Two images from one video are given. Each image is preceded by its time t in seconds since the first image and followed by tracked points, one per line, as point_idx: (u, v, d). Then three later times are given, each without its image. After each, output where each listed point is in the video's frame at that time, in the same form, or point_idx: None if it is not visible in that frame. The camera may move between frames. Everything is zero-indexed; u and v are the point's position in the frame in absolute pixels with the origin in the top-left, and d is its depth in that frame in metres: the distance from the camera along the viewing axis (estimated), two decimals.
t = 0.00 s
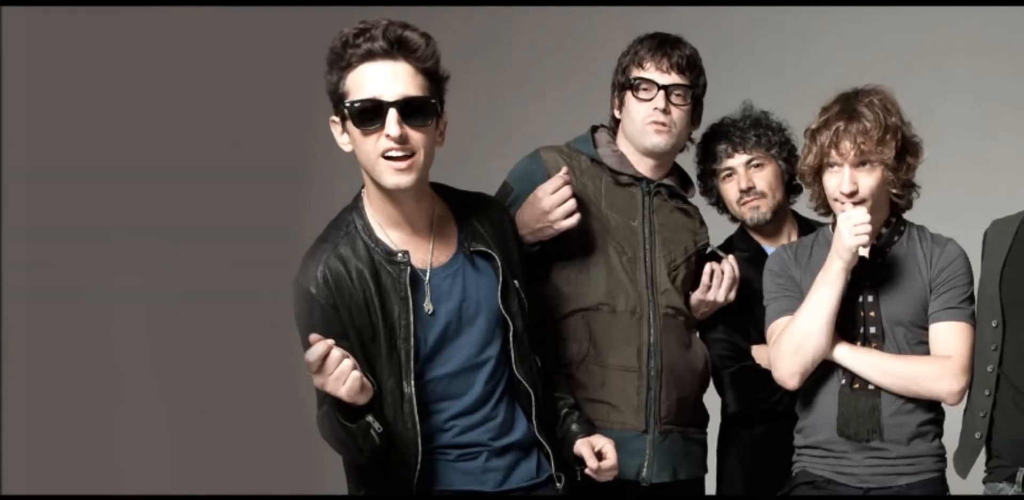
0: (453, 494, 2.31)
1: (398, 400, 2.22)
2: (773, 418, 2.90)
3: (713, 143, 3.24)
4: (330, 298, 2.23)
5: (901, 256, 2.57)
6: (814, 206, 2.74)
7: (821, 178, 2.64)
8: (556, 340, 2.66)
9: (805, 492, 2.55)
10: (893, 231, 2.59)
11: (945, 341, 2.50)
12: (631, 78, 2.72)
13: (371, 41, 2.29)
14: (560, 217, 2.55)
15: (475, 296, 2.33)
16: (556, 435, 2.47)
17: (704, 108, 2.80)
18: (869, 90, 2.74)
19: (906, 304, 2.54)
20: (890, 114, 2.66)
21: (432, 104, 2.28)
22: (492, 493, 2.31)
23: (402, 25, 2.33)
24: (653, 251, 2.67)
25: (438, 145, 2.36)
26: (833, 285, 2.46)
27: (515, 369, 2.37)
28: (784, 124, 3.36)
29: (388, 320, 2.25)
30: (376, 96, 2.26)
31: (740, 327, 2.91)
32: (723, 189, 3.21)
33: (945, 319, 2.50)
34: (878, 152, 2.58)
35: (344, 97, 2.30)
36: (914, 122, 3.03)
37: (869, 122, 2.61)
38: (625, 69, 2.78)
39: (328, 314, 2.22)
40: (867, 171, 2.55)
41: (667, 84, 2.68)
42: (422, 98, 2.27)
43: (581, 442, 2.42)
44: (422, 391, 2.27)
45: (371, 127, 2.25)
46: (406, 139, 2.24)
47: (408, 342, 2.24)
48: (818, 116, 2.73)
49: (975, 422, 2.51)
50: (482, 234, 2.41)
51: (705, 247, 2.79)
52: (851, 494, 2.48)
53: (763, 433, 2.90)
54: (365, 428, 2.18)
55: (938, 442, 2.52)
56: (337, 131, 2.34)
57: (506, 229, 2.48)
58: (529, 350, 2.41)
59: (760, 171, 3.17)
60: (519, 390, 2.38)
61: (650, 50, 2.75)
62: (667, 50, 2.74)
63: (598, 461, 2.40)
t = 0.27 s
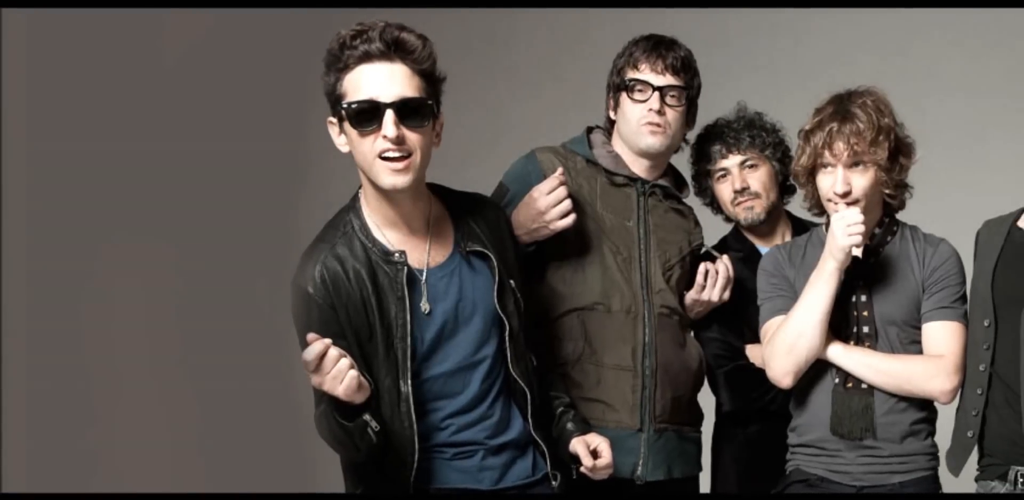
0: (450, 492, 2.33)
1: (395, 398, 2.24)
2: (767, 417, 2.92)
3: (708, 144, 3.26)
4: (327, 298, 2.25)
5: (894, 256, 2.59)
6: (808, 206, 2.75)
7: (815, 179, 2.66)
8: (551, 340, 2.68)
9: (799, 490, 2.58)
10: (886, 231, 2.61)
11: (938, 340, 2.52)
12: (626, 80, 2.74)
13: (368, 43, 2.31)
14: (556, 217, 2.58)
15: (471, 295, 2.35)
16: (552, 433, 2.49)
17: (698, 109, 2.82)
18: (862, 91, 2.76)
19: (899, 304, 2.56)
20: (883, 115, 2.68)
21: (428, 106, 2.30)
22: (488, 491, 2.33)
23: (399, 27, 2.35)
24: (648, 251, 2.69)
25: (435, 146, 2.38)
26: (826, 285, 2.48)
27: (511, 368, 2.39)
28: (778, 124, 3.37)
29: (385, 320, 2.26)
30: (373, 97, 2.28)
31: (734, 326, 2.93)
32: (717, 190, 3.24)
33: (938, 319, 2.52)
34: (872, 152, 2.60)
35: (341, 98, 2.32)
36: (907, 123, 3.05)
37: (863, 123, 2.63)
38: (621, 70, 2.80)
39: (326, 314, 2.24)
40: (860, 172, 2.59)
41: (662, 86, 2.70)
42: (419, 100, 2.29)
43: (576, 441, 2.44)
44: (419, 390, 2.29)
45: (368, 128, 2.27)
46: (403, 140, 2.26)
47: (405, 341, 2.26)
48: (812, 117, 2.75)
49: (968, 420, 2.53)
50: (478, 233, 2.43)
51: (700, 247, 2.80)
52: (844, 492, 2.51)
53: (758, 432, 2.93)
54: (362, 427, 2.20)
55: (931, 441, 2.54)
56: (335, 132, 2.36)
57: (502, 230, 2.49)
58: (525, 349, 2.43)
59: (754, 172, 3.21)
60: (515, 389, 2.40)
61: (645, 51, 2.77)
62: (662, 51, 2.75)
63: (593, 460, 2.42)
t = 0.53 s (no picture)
0: (446, 490, 2.35)
1: (392, 397, 2.26)
2: (761, 416, 2.94)
3: (702, 144, 3.28)
4: (325, 298, 2.27)
5: (887, 256, 2.62)
6: (801, 206, 2.78)
7: (808, 180, 2.68)
8: (547, 339, 2.70)
9: (793, 488, 2.59)
10: (879, 231, 2.63)
11: (931, 339, 2.54)
12: (621, 81, 2.76)
13: (365, 45, 2.33)
14: (552, 217, 2.60)
15: (468, 295, 2.37)
16: (548, 432, 2.51)
17: (693, 111, 2.85)
18: (855, 92, 2.79)
19: (892, 304, 2.58)
20: (876, 116, 2.70)
21: (425, 107, 2.32)
22: (485, 489, 2.36)
23: (396, 28, 2.36)
24: (643, 251, 2.71)
25: (431, 147, 2.40)
26: (820, 284, 2.51)
27: (507, 368, 2.41)
28: (773, 126, 3.39)
29: (382, 319, 2.28)
30: (371, 98, 2.30)
31: (728, 325, 2.95)
32: (712, 190, 3.25)
33: (931, 318, 2.54)
34: (865, 153, 2.62)
35: (338, 99, 2.34)
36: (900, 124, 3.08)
37: (856, 124, 2.66)
38: (616, 72, 2.82)
39: (323, 313, 2.26)
40: (854, 172, 2.60)
41: (657, 87, 2.72)
42: (416, 101, 2.31)
43: (572, 440, 2.46)
44: (416, 389, 2.31)
45: (365, 129, 2.29)
46: (400, 141, 2.28)
47: (402, 340, 2.28)
48: (805, 118, 2.77)
49: (960, 419, 2.55)
50: (475, 233, 2.45)
51: (694, 247, 2.83)
52: (837, 491, 2.53)
53: (752, 431, 2.94)
54: (359, 425, 2.22)
55: (924, 439, 2.56)
56: (332, 133, 2.38)
57: (498, 230, 2.51)
58: (521, 348, 2.45)
59: (749, 173, 3.21)
60: (511, 387, 2.42)
61: (640, 53, 2.79)
62: (657, 53, 2.78)
63: (589, 458, 2.44)
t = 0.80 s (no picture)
0: (442, 488, 2.37)
1: (389, 396, 2.28)
2: (755, 415, 2.96)
3: (697, 145, 3.29)
4: (322, 297, 2.29)
5: (880, 256, 2.64)
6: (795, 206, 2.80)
7: (802, 181, 2.70)
8: (543, 339, 2.72)
9: (786, 486, 2.61)
10: (872, 231, 2.65)
11: (924, 339, 2.57)
12: (617, 82, 2.78)
13: (362, 46, 2.35)
14: (547, 218, 2.62)
15: (464, 294, 2.39)
16: (544, 431, 2.53)
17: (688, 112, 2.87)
18: (849, 93, 2.81)
19: (885, 303, 2.61)
20: (869, 117, 2.72)
21: (421, 108, 2.34)
22: (481, 488, 2.37)
23: (392, 30, 2.38)
24: (638, 251, 2.73)
25: (428, 148, 2.42)
26: (814, 284, 2.53)
27: (503, 366, 2.43)
28: (766, 126, 3.40)
29: (379, 319, 2.30)
30: (368, 99, 2.32)
31: (722, 325, 2.97)
32: (706, 190, 3.27)
33: (925, 317, 2.57)
34: (859, 154, 2.65)
35: (336, 100, 2.35)
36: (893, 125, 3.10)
37: (849, 125, 2.68)
38: (611, 73, 2.84)
39: (320, 312, 2.28)
40: (848, 173, 2.63)
41: (652, 88, 2.74)
42: (412, 102, 2.33)
43: (567, 438, 2.48)
44: (412, 388, 2.33)
45: (363, 129, 2.31)
46: (397, 141, 2.30)
47: (398, 340, 2.30)
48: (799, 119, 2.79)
49: (953, 418, 2.57)
50: (471, 234, 2.47)
51: (689, 247, 2.84)
52: (831, 489, 2.56)
53: (746, 429, 2.96)
54: (356, 424, 2.24)
55: (917, 438, 2.58)
56: (329, 134, 2.39)
57: (494, 230, 2.53)
58: (517, 348, 2.47)
59: (743, 173, 3.24)
60: (507, 386, 2.44)
61: (635, 55, 2.81)
62: (652, 54, 2.80)
63: (584, 456, 2.47)
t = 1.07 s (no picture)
0: (439, 486, 2.39)
1: (386, 395, 2.30)
2: (749, 413, 2.98)
3: (691, 146, 3.32)
4: (320, 297, 2.31)
5: (873, 256, 2.66)
6: (789, 207, 2.82)
7: (796, 181, 2.73)
8: (539, 338, 2.74)
9: (780, 484, 2.63)
10: (865, 231, 2.68)
11: (917, 338, 2.59)
12: (612, 83, 2.80)
13: (359, 48, 2.37)
14: (543, 218, 2.64)
15: (461, 294, 2.41)
16: (539, 429, 2.56)
17: (682, 112, 2.89)
18: (842, 94, 2.83)
19: (879, 303, 2.63)
20: (863, 118, 2.75)
21: (418, 109, 2.36)
22: (477, 486, 2.39)
23: (390, 31, 2.40)
24: (633, 251, 2.75)
25: (425, 149, 2.44)
26: (807, 284, 2.55)
27: (499, 365, 2.45)
28: (761, 128, 3.44)
29: (376, 319, 2.32)
30: (365, 100, 2.34)
31: (717, 324, 3.00)
32: (701, 191, 3.28)
33: (918, 317, 2.59)
34: (852, 155, 2.66)
35: (333, 101, 2.37)
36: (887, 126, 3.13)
37: (843, 126, 2.70)
38: (606, 74, 2.86)
39: (318, 312, 2.30)
40: (841, 173, 2.64)
41: (647, 89, 2.76)
42: (409, 103, 2.35)
43: (563, 437, 2.50)
44: (409, 387, 2.35)
45: (360, 130, 2.32)
46: (394, 142, 2.32)
47: (395, 339, 2.32)
48: (793, 120, 2.81)
49: (946, 416, 2.60)
50: (468, 234, 2.49)
51: (684, 247, 2.87)
52: (824, 487, 2.58)
53: (740, 428, 2.98)
54: (353, 423, 2.26)
55: (910, 436, 2.61)
56: (327, 135, 2.41)
57: (490, 230, 2.55)
58: (513, 347, 2.49)
59: (737, 174, 3.25)
60: (503, 385, 2.46)
61: (630, 56, 2.83)
62: (646, 56, 2.82)
63: (579, 455, 2.49)
